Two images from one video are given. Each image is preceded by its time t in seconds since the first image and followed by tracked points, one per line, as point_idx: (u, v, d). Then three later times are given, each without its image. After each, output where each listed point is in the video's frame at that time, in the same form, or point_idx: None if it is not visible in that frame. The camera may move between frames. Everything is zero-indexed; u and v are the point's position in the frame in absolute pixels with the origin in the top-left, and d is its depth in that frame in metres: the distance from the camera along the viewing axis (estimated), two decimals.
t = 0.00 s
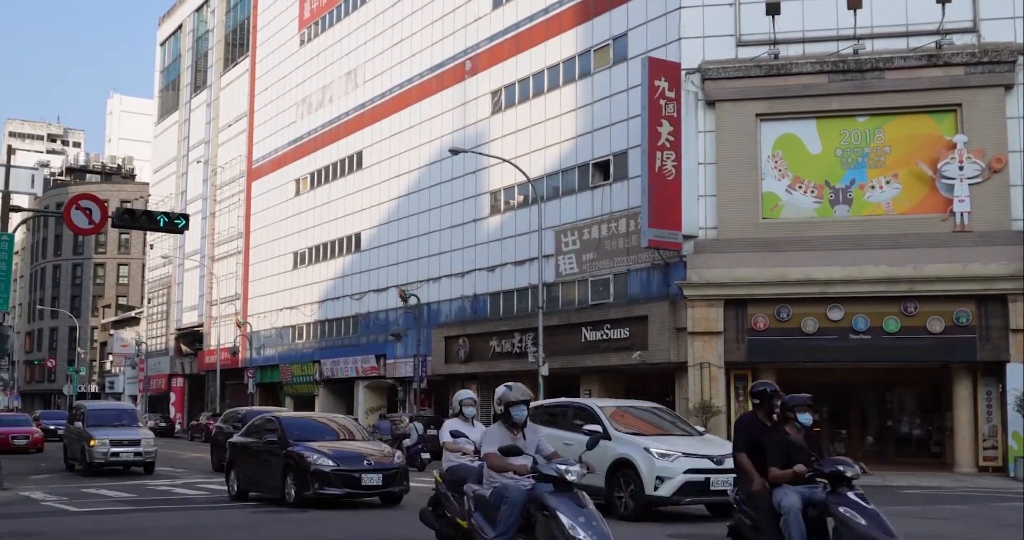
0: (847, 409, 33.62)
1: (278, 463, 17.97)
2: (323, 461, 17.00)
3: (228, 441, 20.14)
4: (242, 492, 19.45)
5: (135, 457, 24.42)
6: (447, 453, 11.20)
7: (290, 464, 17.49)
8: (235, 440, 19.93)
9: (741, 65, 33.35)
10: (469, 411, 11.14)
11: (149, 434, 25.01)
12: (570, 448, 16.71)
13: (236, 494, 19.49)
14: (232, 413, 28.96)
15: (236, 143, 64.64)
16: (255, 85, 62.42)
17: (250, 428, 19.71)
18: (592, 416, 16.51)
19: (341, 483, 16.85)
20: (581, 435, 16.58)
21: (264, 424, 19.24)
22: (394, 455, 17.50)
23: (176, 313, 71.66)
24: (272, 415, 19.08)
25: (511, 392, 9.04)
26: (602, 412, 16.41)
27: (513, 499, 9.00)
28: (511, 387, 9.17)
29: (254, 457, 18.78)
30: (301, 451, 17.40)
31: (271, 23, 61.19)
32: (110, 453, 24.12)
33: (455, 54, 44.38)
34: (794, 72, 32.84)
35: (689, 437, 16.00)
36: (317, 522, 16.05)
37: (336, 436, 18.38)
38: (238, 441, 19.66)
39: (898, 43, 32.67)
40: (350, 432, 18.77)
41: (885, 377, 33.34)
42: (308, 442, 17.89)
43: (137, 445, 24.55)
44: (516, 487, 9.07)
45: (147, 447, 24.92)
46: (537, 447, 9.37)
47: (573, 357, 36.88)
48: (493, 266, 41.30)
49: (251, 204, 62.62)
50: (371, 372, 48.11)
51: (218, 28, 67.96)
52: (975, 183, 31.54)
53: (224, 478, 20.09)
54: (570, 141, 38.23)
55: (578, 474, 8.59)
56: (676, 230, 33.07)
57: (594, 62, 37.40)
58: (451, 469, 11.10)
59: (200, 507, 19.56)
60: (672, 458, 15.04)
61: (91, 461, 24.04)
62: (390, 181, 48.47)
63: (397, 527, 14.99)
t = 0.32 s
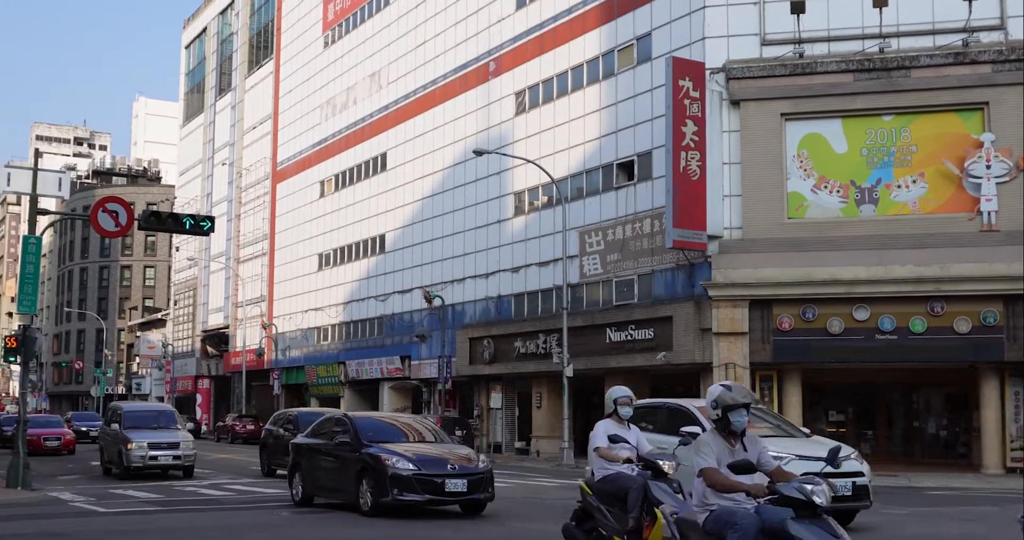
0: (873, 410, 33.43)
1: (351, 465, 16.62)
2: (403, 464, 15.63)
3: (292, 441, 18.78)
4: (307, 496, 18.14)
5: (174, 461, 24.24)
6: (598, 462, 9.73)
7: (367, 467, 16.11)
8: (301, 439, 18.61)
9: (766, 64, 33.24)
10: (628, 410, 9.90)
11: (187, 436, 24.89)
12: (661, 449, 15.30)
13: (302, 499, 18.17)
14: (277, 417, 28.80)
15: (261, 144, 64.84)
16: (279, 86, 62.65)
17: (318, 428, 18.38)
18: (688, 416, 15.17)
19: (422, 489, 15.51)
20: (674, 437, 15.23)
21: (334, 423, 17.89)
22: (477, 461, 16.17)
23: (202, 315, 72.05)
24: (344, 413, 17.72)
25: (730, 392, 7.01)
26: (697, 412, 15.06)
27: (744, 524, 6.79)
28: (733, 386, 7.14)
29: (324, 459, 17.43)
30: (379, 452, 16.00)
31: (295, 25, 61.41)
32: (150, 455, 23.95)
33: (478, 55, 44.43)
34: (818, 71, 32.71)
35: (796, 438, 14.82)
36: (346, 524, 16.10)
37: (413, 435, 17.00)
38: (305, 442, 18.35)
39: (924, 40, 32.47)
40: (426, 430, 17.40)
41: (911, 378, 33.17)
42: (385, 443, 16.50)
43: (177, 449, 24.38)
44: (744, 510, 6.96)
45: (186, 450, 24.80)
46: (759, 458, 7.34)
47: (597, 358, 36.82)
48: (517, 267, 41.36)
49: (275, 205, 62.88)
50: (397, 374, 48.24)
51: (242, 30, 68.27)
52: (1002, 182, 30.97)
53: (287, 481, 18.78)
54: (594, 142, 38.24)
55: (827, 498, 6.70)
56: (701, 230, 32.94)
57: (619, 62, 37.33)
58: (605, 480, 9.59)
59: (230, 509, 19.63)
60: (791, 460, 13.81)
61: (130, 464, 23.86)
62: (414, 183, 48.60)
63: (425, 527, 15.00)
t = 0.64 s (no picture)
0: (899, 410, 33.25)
1: (439, 472, 14.41)
2: (505, 474, 13.37)
3: (371, 443, 16.66)
4: (388, 505, 16.07)
5: (210, 465, 24.02)
6: (828, 478, 7.76)
7: (461, 476, 13.90)
8: (380, 440, 16.48)
9: (789, 64, 33.07)
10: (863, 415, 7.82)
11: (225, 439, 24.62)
12: (784, 457, 13.01)
13: (381, 507, 16.08)
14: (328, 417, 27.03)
15: (285, 147, 65.05)
16: (303, 89, 62.88)
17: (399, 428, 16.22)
18: (819, 420, 12.81)
19: (528, 504, 13.20)
20: (802, 442, 12.86)
21: (419, 424, 15.68)
22: (588, 472, 13.87)
23: (226, 317, 72.34)
24: (431, 414, 15.51)
25: None
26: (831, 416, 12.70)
27: None
28: None
29: (407, 466, 15.30)
30: (476, 460, 13.77)
31: (318, 28, 61.62)
32: (185, 460, 23.75)
33: (501, 57, 44.47)
34: (843, 71, 32.50)
35: (936, 440, 12.53)
36: (373, 528, 16.10)
37: (508, 439, 14.70)
38: (385, 444, 16.22)
39: (949, 39, 32.23)
40: (522, 434, 15.07)
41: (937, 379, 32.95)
42: (479, 449, 14.22)
43: (214, 453, 24.18)
44: None
45: (224, 455, 24.43)
46: None
47: (621, 360, 36.71)
48: (540, 269, 41.37)
49: (299, 207, 63.10)
50: (419, 376, 48.27)
51: (266, 32, 68.54)
52: None
53: (364, 488, 16.73)
54: (617, 143, 38.17)
55: None
56: (725, 231, 32.85)
57: (642, 63, 37.25)
58: (838, 500, 7.64)
59: (256, 511, 19.62)
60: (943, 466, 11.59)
61: (165, 468, 23.73)
62: (437, 185, 48.69)
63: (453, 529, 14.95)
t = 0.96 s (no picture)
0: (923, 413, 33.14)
1: (553, 482, 12.85)
2: (634, 483, 11.76)
3: (464, 450, 15.16)
4: (485, 520, 14.51)
5: (238, 471, 23.93)
6: None
7: (578, 486, 12.35)
8: (474, 447, 14.98)
9: (812, 65, 32.92)
10: None
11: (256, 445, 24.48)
12: (936, 464, 12.02)
13: (476, 522, 14.53)
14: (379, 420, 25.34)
15: (307, 149, 65.28)
16: (325, 91, 63.08)
17: (496, 435, 14.69)
18: (979, 424, 11.82)
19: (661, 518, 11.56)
20: (957, 448, 11.89)
21: (520, 429, 14.16)
22: (724, 482, 12.17)
23: (249, 319, 72.61)
24: (537, 417, 13.98)
25: None
26: (996, 418, 11.72)
27: None
28: None
29: (512, 476, 13.76)
30: (595, 469, 12.21)
31: (340, 31, 61.83)
32: (211, 466, 23.70)
33: (523, 59, 44.49)
34: (866, 72, 32.29)
35: None
36: (397, 530, 16.12)
37: (625, 446, 13.08)
38: (481, 452, 14.69)
39: (973, 40, 32.04)
40: (639, 440, 13.44)
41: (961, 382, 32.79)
42: (596, 456, 12.65)
43: (241, 458, 24.02)
44: None
45: (253, 459, 24.26)
46: None
47: (642, 363, 36.66)
48: (562, 271, 41.37)
49: (321, 210, 63.29)
50: (442, 378, 48.39)
51: (288, 35, 68.80)
52: None
53: (453, 499, 15.19)
54: (639, 145, 38.12)
55: None
56: (747, 233, 32.74)
57: (663, 64, 37.18)
58: None
59: (281, 514, 19.63)
60: None
61: (191, 473, 23.74)
62: (459, 187, 48.76)
63: (479, 532, 14.89)
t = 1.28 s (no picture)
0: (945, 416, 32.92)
1: (678, 494, 10.96)
2: (782, 496, 9.86)
3: (562, 455, 13.19)
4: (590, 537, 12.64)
5: (253, 473, 23.45)
6: None
7: (715, 502, 10.41)
8: (574, 451, 13.02)
9: (833, 67, 32.77)
10: None
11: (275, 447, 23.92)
12: None
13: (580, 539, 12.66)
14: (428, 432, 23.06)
15: (327, 152, 65.47)
16: (345, 95, 63.29)
17: (599, 438, 12.74)
18: None
19: None
20: None
21: (631, 431, 12.22)
22: (884, 494, 10.20)
23: (269, 322, 72.86)
24: (652, 417, 12.02)
25: None
26: None
27: None
28: None
29: (627, 487, 11.81)
30: (734, 482, 10.27)
31: (360, 34, 62.00)
32: (225, 468, 23.18)
33: (542, 62, 44.50)
34: (887, 74, 32.05)
35: None
36: (418, 532, 16.12)
37: (755, 451, 11.14)
38: (584, 457, 12.73)
39: (996, 41, 31.83)
40: (767, 442, 11.48)
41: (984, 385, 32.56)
42: (732, 465, 10.70)
43: (257, 460, 23.54)
44: None
45: (270, 462, 23.78)
46: None
47: (662, 366, 36.60)
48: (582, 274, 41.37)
49: (341, 213, 63.46)
50: (461, 381, 48.45)
51: (308, 39, 69.05)
52: None
53: (549, 512, 13.25)
54: (659, 147, 38.05)
55: None
56: (768, 236, 32.68)
57: (683, 67, 37.13)
58: None
59: (301, 516, 19.68)
60: None
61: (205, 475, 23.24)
62: (478, 190, 48.83)
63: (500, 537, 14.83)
